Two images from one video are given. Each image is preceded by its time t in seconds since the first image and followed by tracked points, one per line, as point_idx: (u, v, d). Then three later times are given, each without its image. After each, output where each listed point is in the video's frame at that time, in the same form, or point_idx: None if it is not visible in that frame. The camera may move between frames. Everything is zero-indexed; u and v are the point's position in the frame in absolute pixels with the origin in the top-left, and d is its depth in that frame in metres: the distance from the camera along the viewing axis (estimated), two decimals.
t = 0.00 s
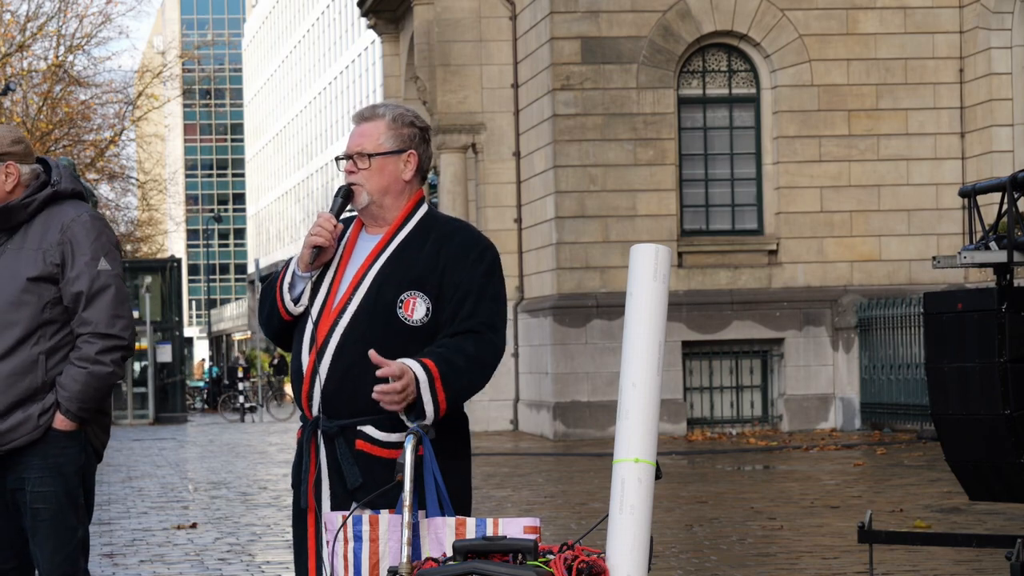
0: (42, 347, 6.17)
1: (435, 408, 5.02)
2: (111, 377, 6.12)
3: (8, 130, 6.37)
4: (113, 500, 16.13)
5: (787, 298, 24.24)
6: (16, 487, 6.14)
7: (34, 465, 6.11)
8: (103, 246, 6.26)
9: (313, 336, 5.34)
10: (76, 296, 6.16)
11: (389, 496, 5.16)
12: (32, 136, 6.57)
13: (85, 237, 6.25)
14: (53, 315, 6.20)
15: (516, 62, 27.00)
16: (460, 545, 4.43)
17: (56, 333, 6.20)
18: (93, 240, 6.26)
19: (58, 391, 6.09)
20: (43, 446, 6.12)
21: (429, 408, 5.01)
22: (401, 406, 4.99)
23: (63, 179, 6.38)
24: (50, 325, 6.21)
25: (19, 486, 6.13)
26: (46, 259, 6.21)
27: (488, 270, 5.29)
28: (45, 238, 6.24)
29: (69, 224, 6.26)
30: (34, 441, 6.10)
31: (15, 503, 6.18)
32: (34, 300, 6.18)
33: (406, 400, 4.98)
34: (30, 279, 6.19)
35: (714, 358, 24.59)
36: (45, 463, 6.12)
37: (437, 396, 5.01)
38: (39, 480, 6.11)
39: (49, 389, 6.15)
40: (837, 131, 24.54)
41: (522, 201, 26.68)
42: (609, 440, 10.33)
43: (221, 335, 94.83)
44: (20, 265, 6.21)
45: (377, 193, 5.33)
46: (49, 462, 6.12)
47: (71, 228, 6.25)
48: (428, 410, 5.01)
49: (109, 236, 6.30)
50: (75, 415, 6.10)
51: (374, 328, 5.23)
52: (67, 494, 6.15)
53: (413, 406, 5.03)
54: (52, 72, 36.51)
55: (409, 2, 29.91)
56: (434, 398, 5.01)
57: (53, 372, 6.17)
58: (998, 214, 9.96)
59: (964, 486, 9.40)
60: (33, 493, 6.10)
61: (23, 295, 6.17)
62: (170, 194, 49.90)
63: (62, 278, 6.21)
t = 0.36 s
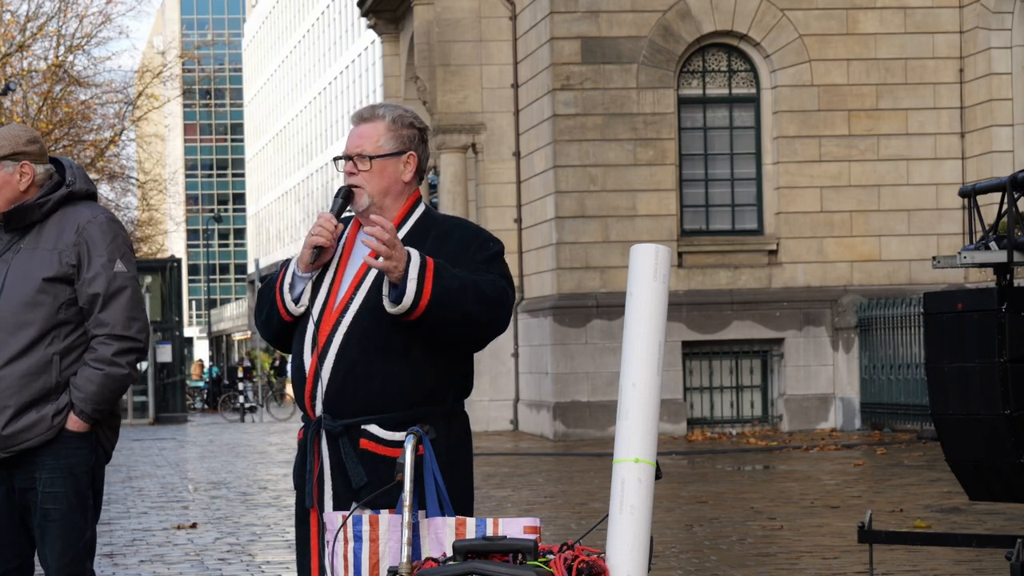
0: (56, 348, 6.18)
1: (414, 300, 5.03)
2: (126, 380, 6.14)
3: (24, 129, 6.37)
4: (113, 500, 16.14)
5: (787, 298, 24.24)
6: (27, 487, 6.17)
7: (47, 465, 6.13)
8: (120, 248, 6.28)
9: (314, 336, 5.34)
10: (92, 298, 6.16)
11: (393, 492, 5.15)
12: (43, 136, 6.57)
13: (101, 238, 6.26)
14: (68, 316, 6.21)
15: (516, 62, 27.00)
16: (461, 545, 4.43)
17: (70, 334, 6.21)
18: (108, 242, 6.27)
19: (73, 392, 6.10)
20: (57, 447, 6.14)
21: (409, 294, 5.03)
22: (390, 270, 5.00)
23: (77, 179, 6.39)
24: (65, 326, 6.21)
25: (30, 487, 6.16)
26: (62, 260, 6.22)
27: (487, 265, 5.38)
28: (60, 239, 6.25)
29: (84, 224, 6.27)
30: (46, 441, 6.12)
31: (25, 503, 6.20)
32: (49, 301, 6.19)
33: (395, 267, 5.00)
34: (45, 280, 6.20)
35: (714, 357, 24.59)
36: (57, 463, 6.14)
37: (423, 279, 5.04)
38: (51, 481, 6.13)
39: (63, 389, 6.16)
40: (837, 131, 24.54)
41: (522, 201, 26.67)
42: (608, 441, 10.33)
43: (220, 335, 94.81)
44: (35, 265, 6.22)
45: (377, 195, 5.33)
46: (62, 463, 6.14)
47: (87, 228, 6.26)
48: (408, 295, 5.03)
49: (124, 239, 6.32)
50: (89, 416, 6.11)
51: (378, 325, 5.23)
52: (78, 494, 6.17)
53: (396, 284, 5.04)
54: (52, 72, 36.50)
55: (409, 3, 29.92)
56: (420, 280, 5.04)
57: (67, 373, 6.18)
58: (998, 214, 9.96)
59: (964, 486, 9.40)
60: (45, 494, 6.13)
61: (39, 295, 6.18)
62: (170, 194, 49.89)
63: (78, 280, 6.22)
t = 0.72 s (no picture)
0: (66, 347, 6.18)
1: (405, 287, 5.02)
2: (137, 379, 6.16)
3: (28, 128, 6.35)
4: (113, 500, 16.14)
5: (787, 298, 24.25)
6: (38, 485, 6.19)
7: (57, 465, 6.15)
8: (127, 247, 6.28)
9: (315, 336, 5.32)
10: (102, 298, 6.17)
11: (395, 491, 5.15)
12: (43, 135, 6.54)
13: (109, 238, 6.26)
14: (77, 315, 6.21)
15: (516, 62, 27.01)
16: (461, 545, 4.43)
17: (79, 334, 6.21)
18: (116, 241, 6.28)
19: (85, 391, 6.11)
20: (68, 446, 6.15)
21: (402, 281, 5.02)
22: (384, 255, 5.01)
23: (83, 178, 6.37)
24: (73, 326, 6.22)
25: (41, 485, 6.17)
26: (71, 259, 6.22)
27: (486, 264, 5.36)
28: (68, 239, 6.24)
29: (92, 224, 6.26)
30: (57, 441, 6.13)
31: (34, 500, 6.22)
32: (59, 301, 6.19)
33: (389, 252, 5.00)
34: (55, 280, 6.20)
35: (714, 357, 24.59)
36: (66, 464, 6.15)
37: (416, 268, 5.03)
38: (61, 480, 6.14)
39: (72, 389, 6.17)
40: (837, 131, 24.54)
41: (522, 201, 26.66)
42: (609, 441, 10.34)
43: (220, 335, 94.82)
44: (44, 265, 6.21)
45: (376, 195, 5.32)
46: (73, 462, 6.15)
47: (94, 228, 6.26)
48: (400, 282, 5.02)
49: (130, 238, 6.33)
50: (100, 416, 6.13)
51: (379, 324, 5.23)
52: (88, 493, 6.19)
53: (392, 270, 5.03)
54: (52, 72, 36.51)
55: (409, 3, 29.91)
56: (413, 269, 5.02)
57: (76, 373, 6.19)
58: (998, 214, 9.97)
59: (964, 486, 9.40)
60: (55, 494, 6.14)
61: (48, 296, 6.18)
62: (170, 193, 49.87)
63: (87, 280, 6.21)
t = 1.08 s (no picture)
0: (69, 344, 6.19)
1: (409, 313, 5.02)
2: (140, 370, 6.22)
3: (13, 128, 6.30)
4: (113, 500, 16.13)
5: (787, 298, 24.25)
6: (40, 484, 6.18)
7: (64, 461, 6.18)
8: (118, 241, 6.32)
9: (318, 338, 5.33)
10: (101, 293, 6.20)
11: (395, 495, 5.14)
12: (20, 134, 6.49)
13: (101, 234, 6.29)
14: (77, 312, 6.22)
15: (516, 62, 27.01)
16: (461, 545, 4.43)
17: (81, 329, 6.23)
18: (107, 236, 6.31)
19: (92, 385, 6.14)
20: (76, 442, 6.19)
21: (404, 309, 5.01)
22: (385, 285, 5.00)
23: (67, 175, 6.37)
24: (74, 322, 6.22)
25: (44, 484, 6.18)
26: (68, 256, 6.23)
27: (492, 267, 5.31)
28: (60, 237, 6.24)
29: (83, 221, 6.28)
30: (66, 437, 6.15)
31: (32, 501, 6.21)
32: (61, 298, 6.19)
33: (390, 285, 5.00)
34: (54, 277, 6.20)
35: (714, 357, 24.59)
36: (72, 460, 6.19)
37: (418, 295, 5.02)
38: (68, 477, 6.18)
39: (77, 385, 6.18)
40: (837, 131, 24.54)
41: (522, 201, 26.66)
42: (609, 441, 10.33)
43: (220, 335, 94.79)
44: (41, 264, 6.21)
45: (382, 199, 5.32)
46: (79, 457, 6.20)
47: (86, 225, 6.28)
48: (402, 309, 5.01)
49: (118, 233, 6.38)
50: (108, 408, 6.17)
51: (379, 328, 5.22)
52: (93, 488, 6.25)
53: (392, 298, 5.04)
54: (52, 72, 36.52)
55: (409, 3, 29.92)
56: (415, 296, 5.02)
57: (81, 368, 6.21)
58: (998, 214, 9.97)
59: (964, 486, 9.40)
60: (61, 489, 6.18)
61: (50, 293, 6.18)
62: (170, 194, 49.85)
63: (83, 276, 6.23)
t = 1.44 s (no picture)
0: (65, 341, 6.20)
1: (423, 395, 5.01)
2: (132, 364, 6.29)
3: None
4: (113, 500, 16.13)
5: (787, 298, 24.25)
6: (39, 482, 6.17)
7: (65, 458, 6.18)
8: (100, 239, 6.38)
9: (327, 335, 5.33)
10: (93, 290, 6.24)
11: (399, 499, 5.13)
12: None
13: (86, 232, 6.33)
14: (70, 310, 6.24)
15: (516, 62, 27.02)
16: (461, 545, 4.43)
17: (74, 326, 6.25)
18: (89, 235, 6.36)
19: (90, 380, 6.17)
20: (76, 438, 6.20)
21: (416, 395, 5.00)
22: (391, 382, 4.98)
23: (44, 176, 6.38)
24: (68, 318, 6.24)
25: (44, 482, 6.17)
26: (58, 254, 6.24)
27: (502, 271, 5.23)
28: (47, 236, 6.25)
29: (68, 219, 6.31)
30: (68, 433, 6.16)
31: (30, 501, 6.19)
32: (56, 295, 6.21)
33: (397, 382, 4.98)
34: (47, 275, 6.20)
35: (714, 357, 24.59)
36: (73, 456, 6.20)
37: (426, 380, 4.99)
38: (69, 474, 6.19)
39: (73, 381, 6.20)
40: (837, 131, 24.54)
41: (522, 201, 26.65)
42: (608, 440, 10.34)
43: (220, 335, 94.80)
44: (33, 263, 6.20)
45: (390, 195, 5.32)
46: (78, 454, 6.21)
47: (70, 223, 6.31)
48: (415, 395, 5.01)
49: (98, 231, 6.43)
50: (105, 402, 6.22)
51: (384, 328, 5.21)
52: (91, 484, 6.27)
53: (400, 389, 5.02)
54: (52, 72, 36.55)
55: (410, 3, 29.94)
56: (423, 381, 4.99)
57: (76, 364, 6.23)
58: (998, 214, 9.97)
59: (964, 485, 9.40)
60: (63, 486, 6.19)
61: (46, 291, 6.18)
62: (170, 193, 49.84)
63: (73, 273, 6.26)
